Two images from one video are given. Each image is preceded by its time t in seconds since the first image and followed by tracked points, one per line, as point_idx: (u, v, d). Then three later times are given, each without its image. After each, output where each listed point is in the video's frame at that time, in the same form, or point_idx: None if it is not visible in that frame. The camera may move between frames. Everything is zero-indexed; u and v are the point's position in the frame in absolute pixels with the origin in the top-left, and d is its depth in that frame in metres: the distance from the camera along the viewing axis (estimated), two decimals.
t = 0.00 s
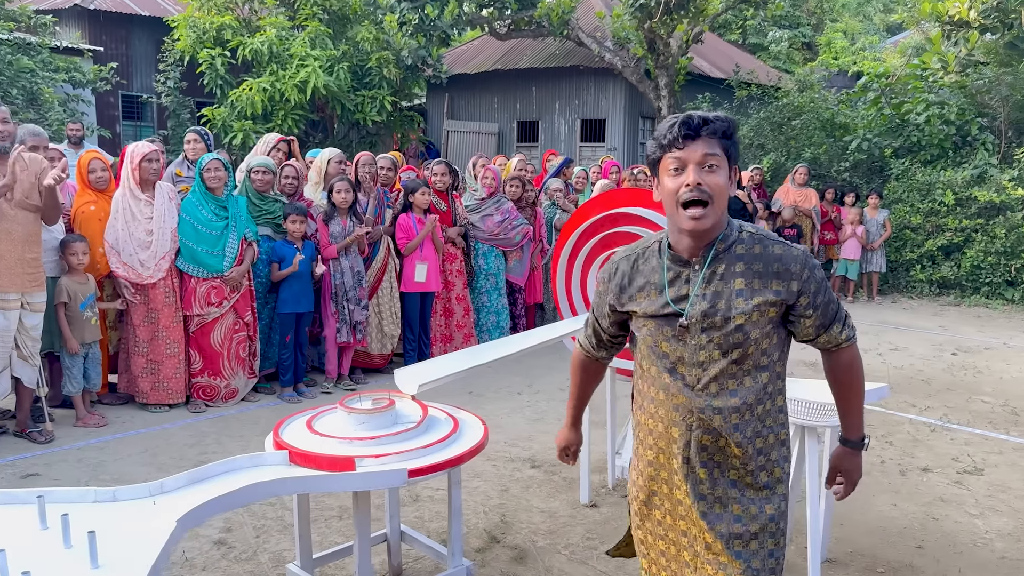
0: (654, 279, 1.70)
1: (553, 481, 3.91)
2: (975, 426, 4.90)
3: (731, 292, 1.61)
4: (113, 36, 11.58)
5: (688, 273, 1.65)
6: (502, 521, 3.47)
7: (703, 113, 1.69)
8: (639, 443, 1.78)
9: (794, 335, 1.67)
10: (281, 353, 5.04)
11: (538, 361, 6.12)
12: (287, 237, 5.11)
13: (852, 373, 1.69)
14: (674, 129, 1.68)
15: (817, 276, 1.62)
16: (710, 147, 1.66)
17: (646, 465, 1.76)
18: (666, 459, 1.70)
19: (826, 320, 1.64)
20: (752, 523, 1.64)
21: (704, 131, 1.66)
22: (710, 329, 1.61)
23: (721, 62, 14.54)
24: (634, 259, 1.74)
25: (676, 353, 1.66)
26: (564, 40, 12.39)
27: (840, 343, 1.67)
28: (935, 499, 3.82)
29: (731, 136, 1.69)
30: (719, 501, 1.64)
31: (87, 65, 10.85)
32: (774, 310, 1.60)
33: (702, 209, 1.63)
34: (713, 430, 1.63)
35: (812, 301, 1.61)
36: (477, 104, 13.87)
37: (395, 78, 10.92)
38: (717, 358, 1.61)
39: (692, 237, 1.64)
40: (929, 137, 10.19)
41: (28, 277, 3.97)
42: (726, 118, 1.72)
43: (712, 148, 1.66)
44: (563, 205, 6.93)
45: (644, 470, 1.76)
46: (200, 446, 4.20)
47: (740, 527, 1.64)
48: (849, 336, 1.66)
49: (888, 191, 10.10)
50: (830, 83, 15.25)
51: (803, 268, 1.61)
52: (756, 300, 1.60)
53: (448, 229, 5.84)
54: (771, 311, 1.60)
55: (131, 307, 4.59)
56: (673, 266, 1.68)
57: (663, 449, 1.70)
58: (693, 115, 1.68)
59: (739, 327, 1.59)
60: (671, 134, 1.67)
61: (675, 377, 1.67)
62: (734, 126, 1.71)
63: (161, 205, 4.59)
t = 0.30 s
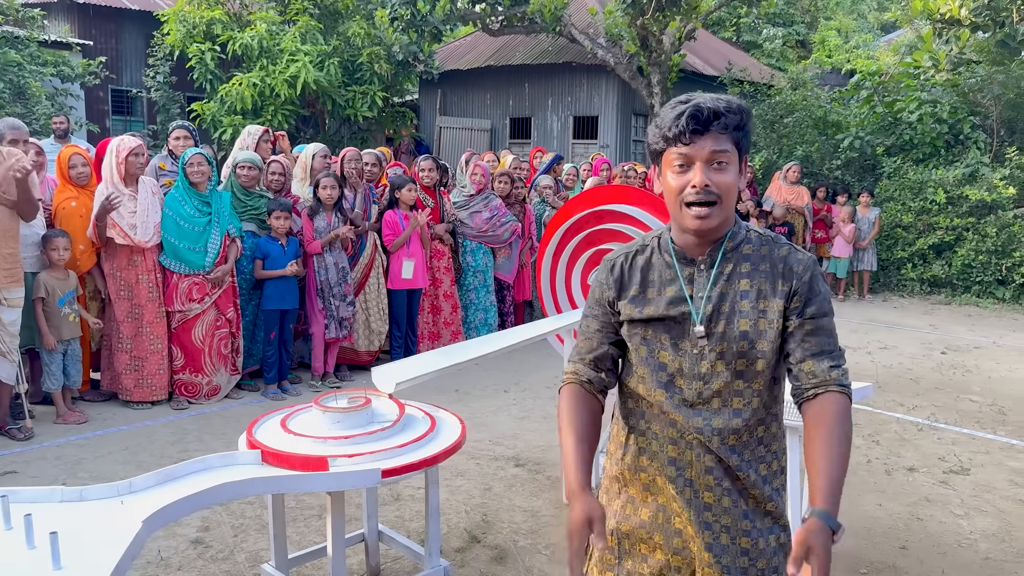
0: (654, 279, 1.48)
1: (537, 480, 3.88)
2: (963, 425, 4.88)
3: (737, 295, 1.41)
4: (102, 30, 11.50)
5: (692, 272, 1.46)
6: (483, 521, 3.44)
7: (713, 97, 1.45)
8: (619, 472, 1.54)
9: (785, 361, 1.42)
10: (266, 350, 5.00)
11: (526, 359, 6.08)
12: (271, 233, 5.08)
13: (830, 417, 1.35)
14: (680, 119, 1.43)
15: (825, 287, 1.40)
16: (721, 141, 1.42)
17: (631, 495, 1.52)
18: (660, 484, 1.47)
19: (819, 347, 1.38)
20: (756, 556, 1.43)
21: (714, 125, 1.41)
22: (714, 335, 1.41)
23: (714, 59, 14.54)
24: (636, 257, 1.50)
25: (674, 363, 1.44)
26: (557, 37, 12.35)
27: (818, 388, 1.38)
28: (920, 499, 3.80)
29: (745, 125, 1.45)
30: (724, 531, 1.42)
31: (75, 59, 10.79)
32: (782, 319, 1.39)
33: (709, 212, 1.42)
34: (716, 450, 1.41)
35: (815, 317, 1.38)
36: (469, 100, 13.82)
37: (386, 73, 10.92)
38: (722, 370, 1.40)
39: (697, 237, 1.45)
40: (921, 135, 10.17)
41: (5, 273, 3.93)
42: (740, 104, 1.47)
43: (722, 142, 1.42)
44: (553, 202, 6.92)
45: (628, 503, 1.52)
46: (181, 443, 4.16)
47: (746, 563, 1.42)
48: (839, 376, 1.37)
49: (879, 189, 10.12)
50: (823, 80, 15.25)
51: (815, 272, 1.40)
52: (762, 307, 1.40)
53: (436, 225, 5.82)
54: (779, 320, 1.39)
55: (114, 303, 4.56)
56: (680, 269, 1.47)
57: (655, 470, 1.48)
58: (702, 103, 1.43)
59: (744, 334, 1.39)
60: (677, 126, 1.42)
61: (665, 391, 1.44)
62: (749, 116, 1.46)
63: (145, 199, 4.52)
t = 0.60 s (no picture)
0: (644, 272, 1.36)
1: (530, 480, 3.86)
2: (959, 425, 4.86)
3: (728, 284, 1.36)
4: (98, 28, 11.48)
5: (682, 264, 1.37)
6: (475, 521, 3.42)
7: (697, 86, 1.34)
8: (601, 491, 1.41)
9: (778, 326, 1.37)
10: (259, 349, 4.98)
11: (522, 358, 6.06)
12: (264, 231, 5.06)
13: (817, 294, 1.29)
14: (663, 113, 1.32)
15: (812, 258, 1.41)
16: (707, 136, 1.31)
17: (614, 513, 1.39)
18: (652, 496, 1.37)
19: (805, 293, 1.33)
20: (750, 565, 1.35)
21: (699, 121, 1.30)
22: (709, 329, 1.33)
23: (712, 57, 14.52)
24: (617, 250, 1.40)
25: (667, 361, 1.34)
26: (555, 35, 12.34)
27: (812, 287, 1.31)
28: (915, 499, 3.78)
29: (731, 114, 1.34)
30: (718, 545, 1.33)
31: (71, 57, 10.76)
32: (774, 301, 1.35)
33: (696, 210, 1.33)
34: (717, 454, 1.33)
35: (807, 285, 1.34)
36: (467, 98, 13.80)
37: (383, 71, 10.92)
38: (718, 365, 1.33)
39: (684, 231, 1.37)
40: (920, 134, 10.14)
41: None
42: (724, 90, 1.36)
43: (708, 137, 1.31)
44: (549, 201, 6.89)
45: (609, 523, 1.40)
46: (173, 443, 4.14)
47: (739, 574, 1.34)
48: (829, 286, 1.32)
49: (878, 187, 10.09)
50: (822, 79, 15.22)
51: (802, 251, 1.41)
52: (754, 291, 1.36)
53: (431, 224, 5.78)
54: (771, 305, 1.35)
55: (108, 300, 4.53)
56: (671, 262, 1.37)
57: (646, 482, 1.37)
58: (685, 96, 1.32)
59: (738, 325, 1.34)
60: (659, 122, 1.31)
61: (659, 394, 1.33)
62: (734, 105, 1.36)
63: (140, 197, 4.49)
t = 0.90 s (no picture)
0: (594, 298, 1.29)
1: (535, 480, 3.85)
2: (966, 424, 4.83)
3: (688, 305, 1.28)
4: (103, 28, 11.51)
5: (635, 285, 1.30)
6: (480, 521, 3.41)
7: (634, 94, 1.28)
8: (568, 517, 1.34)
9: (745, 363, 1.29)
10: (264, 348, 5.00)
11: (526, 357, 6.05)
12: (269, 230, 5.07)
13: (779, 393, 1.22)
14: (601, 125, 1.26)
15: (767, 280, 1.30)
16: (650, 147, 1.26)
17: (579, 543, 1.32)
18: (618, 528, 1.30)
19: (773, 341, 1.26)
20: None
21: (641, 130, 1.25)
22: (668, 353, 1.26)
23: (717, 54, 14.50)
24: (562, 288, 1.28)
25: (629, 396, 1.27)
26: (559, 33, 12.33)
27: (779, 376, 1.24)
28: (922, 498, 3.76)
29: (673, 119, 1.29)
30: None
31: (76, 57, 10.79)
32: (735, 326, 1.28)
33: (641, 226, 1.27)
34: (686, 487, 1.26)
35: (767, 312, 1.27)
36: (471, 97, 13.79)
37: (387, 70, 10.93)
38: (681, 393, 1.27)
39: (632, 251, 1.29)
40: (926, 131, 10.12)
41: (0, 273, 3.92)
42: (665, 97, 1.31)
43: (650, 147, 1.26)
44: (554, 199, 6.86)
45: (573, 552, 1.33)
46: (178, 442, 4.14)
47: None
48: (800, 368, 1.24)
49: (883, 185, 10.06)
50: (827, 76, 15.19)
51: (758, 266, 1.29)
52: (713, 317, 1.27)
53: (435, 222, 5.78)
54: (732, 328, 1.27)
55: (110, 297, 4.52)
56: (622, 283, 1.30)
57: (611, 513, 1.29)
58: (624, 105, 1.26)
59: (701, 349, 1.26)
60: (598, 133, 1.26)
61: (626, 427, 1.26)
62: (676, 112, 1.30)
63: (146, 195, 4.53)
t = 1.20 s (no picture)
0: (493, 303, 1.24)
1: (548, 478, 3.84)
2: (980, 420, 4.81)
3: (593, 303, 1.28)
4: (112, 29, 11.56)
5: (535, 287, 1.27)
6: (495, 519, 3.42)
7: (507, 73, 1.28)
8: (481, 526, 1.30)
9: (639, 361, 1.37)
10: (276, 347, 5.04)
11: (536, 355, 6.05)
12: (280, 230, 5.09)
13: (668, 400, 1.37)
14: (476, 101, 1.24)
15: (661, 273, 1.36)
16: (528, 120, 1.24)
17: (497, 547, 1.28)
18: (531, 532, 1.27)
19: (666, 337, 1.36)
20: None
21: (518, 102, 1.24)
22: (576, 354, 1.25)
23: (725, 51, 14.47)
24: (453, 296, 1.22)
25: (541, 404, 1.23)
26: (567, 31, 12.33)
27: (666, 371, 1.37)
28: (938, 495, 3.74)
29: (550, 98, 1.29)
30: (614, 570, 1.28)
31: (86, 58, 10.84)
32: (637, 321, 1.31)
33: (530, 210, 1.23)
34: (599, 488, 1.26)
35: (661, 308, 1.34)
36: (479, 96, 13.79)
37: (396, 69, 10.93)
38: (593, 393, 1.26)
39: (525, 242, 1.24)
40: (936, 127, 10.09)
41: (16, 274, 3.95)
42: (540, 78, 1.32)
43: (528, 121, 1.25)
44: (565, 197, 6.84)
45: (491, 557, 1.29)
46: (192, 441, 4.15)
47: None
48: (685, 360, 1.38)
49: (893, 181, 10.00)
50: (836, 72, 15.13)
51: (651, 259, 1.34)
52: (617, 311, 1.29)
53: (446, 221, 5.74)
54: (633, 321, 1.30)
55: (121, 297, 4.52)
56: (520, 286, 1.26)
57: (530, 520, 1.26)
58: (499, 81, 1.26)
59: (608, 346, 1.27)
60: (474, 108, 1.24)
61: (536, 439, 1.22)
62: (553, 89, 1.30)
63: (158, 196, 4.55)
